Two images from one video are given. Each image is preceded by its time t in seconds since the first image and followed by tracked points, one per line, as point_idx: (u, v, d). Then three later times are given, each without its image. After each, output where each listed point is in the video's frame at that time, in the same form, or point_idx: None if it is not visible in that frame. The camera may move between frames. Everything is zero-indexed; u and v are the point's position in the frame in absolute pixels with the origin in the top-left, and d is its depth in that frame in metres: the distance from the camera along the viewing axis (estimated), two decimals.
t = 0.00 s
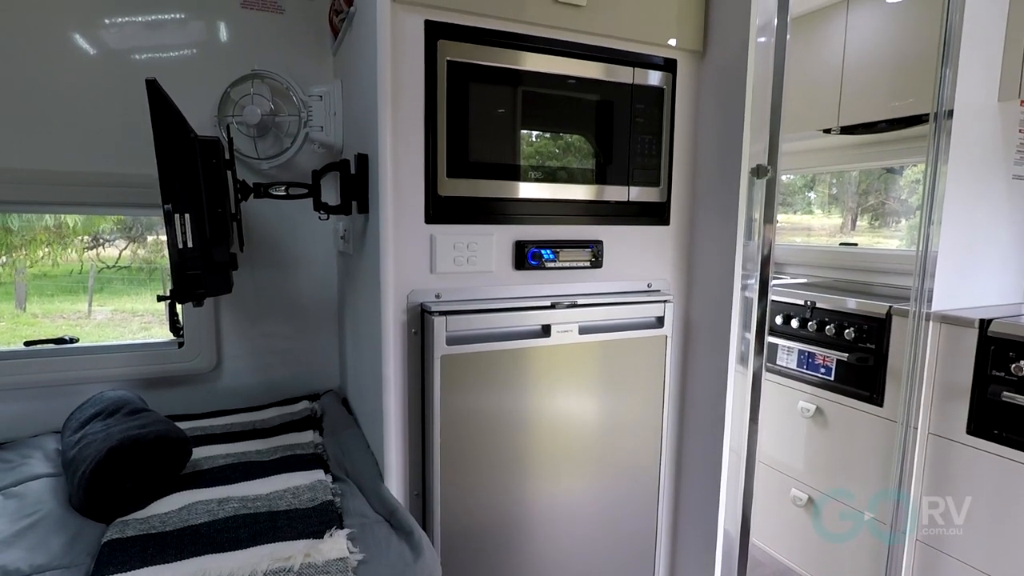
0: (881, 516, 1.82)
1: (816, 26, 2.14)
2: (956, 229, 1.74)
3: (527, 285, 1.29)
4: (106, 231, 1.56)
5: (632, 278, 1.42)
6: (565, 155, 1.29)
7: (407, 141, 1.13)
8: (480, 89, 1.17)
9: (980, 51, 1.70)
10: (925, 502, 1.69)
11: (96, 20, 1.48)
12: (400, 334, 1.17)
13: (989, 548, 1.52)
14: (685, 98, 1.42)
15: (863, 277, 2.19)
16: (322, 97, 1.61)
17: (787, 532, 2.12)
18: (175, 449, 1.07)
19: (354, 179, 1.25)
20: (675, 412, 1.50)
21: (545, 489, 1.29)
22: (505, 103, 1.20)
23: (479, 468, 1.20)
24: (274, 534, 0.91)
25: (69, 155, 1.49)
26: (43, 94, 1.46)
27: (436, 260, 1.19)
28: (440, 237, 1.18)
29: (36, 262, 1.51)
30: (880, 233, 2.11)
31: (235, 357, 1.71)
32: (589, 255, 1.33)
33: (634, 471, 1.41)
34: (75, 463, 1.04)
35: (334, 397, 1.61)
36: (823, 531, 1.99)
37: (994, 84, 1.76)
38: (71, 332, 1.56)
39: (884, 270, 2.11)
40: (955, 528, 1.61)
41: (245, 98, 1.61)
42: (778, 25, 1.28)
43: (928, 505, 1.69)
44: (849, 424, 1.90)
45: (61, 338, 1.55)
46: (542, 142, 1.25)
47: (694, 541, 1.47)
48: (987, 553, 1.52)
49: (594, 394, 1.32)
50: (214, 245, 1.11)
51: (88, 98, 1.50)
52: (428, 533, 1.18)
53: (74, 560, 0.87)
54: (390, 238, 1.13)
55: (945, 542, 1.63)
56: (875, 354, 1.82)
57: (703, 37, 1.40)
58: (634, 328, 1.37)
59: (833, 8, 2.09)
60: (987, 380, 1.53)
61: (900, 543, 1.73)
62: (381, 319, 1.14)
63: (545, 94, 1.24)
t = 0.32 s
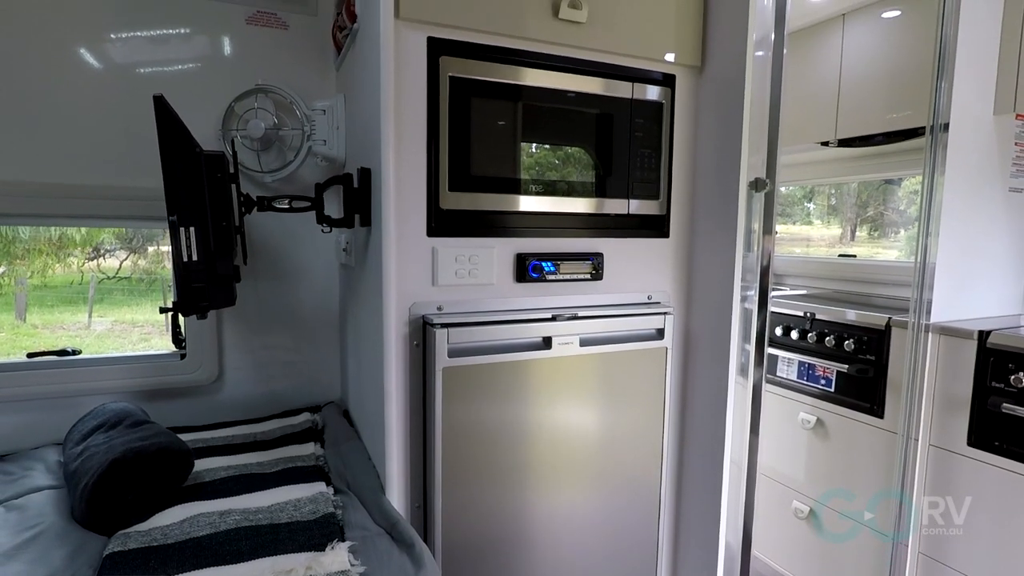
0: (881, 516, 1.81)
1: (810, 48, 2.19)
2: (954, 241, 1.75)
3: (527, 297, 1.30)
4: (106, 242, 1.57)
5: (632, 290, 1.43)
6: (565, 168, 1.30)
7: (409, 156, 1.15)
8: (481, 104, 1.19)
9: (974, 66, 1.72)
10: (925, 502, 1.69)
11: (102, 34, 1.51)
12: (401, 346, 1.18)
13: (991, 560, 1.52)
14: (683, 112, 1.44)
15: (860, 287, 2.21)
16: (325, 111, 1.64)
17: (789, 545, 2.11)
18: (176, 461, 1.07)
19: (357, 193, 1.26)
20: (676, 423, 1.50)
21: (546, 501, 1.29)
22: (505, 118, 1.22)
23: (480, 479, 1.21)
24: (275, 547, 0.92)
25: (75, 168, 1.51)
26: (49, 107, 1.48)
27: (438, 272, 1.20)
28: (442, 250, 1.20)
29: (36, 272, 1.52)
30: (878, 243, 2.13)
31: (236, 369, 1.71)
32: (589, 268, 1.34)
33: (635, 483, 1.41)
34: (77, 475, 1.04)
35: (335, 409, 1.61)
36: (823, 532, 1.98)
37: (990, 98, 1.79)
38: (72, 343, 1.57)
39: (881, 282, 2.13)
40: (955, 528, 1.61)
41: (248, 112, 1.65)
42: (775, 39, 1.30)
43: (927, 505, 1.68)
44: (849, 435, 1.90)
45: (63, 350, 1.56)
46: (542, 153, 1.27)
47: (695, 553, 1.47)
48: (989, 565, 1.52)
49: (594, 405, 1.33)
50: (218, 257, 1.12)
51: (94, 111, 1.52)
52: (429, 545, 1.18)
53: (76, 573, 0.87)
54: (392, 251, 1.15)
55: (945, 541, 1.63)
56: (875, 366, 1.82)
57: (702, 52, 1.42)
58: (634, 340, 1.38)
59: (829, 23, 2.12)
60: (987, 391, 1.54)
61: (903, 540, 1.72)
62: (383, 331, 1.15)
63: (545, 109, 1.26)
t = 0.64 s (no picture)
0: (881, 516, 1.81)
1: (808, 61, 2.21)
2: (952, 256, 1.77)
3: (528, 312, 1.31)
4: (107, 256, 1.58)
5: (631, 305, 1.44)
6: (564, 184, 1.32)
7: (411, 173, 1.17)
8: (482, 122, 1.21)
9: (967, 83, 1.75)
10: (926, 502, 1.69)
11: (108, 52, 1.53)
12: (402, 361, 1.18)
13: None
14: (681, 128, 1.46)
15: (859, 300, 2.20)
16: (328, 128, 1.66)
17: (790, 561, 2.09)
18: (177, 475, 1.08)
19: (359, 210, 1.28)
20: (676, 437, 1.51)
21: (546, 516, 1.28)
22: (505, 135, 1.24)
23: (481, 495, 1.20)
24: (276, 562, 0.92)
25: (80, 184, 1.53)
26: (56, 124, 1.50)
27: (439, 287, 1.21)
28: (442, 265, 1.21)
29: (37, 286, 1.53)
30: (877, 257, 2.15)
31: (238, 383, 1.72)
32: (589, 282, 1.35)
33: (635, 497, 1.41)
34: (78, 490, 1.04)
35: (336, 424, 1.62)
36: (824, 531, 1.97)
37: (983, 115, 1.81)
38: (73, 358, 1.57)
39: (880, 295, 2.13)
40: (956, 528, 1.61)
41: (252, 129, 1.66)
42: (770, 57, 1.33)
43: (928, 505, 1.68)
44: (851, 450, 1.90)
45: (65, 364, 1.56)
46: (542, 167, 1.28)
47: (696, 568, 1.46)
48: None
49: (595, 420, 1.33)
50: (221, 273, 1.14)
51: (99, 127, 1.54)
52: (429, 561, 1.17)
53: None
54: (394, 267, 1.16)
55: (946, 542, 1.62)
56: (874, 380, 1.82)
57: (699, 70, 1.44)
58: (634, 354, 1.38)
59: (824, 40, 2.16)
60: (987, 405, 1.54)
61: (908, 535, 1.69)
62: (384, 346, 1.16)
63: (545, 126, 1.28)
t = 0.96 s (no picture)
0: (882, 516, 1.81)
1: (802, 77, 2.14)
2: (949, 268, 1.78)
3: (528, 325, 1.32)
4: (107, 269, 1.59)
5: (631, 317, 1.45)
6: (564, 197, 1.34)
7: (412, 187, 1.18)
8: (482, 138, 1.23)
9: (962, 98, 1.78)
10: (925, 502, 1.69)
11: (113, 67, 1.56)
12: (402, 374, 1.19)
13: None
14: (678, 143, 1.48)
15: (858, 312, 2.24)
16: (330, 143, 1.68)
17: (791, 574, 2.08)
18: (178, 488, 1.08)
19: (360, 224, 1.29)
20: (675, 450, 1.51)
21: (546, 530, 1.28)
22: (505, 149, 1.25)
23: (480, 508, 1.21)
24: None
25: (84, 198, 1.54)
26: (62, 139, 1.52)
27: (439, 300, 1.22)
28: (443, 279, 1.22)
29: (38, 298, 1.55)
30: (877, 268, 2.13)
31: (238, 396, 1.72)
32: (588, 295, 1.36)
33: (635, 511, 1.41)
34: (78, 503, 1.04)
35: (336, 437, 1.62)
36: (823, 531, 1.97)
37: (977, 129, 1.84)
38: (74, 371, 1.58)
39: (878, 308, 2.17)
40: (956, 528, 1.61)
41: (256, 143, 1.68)
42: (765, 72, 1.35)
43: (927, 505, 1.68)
44: (851, 462, 1.89)
45: (65, 377, 1.57)
46: (541, 180, 1.30)
47: None
48: None
49: (595, 432, 1.33)
50: (223, 286, 1.15)
51: (104, 142, 1.56)
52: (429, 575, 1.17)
53: None
54: (395, 280, 1.17)
55: (947, 542, 1.63)
56: (873, 393, 1.82)
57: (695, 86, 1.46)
58: (634, 366, 1.39)
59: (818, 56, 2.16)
60: (985, 418, 1.54)
61: (910, 535, 1.72)
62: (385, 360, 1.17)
63: (544, 141, 1.30)
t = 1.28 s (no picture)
0: (882, 516, 1.80)
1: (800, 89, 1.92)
2: (947, 281, 1.82)
3: (527, 337, 1.33)
4: (107, 281, 1.61)
5: (630, 330, 1.46)
6: (564, 209, 1.36)
7: (413, 201, 1.20)
8: (482, 153, 1.25)
9: (954, 113, 1.83)
10: (926, 502, 1.72)
11: (118, 83, 1.58)
12: (402, 387, 1.20)
13: None
14: (675, 157, 1.50)
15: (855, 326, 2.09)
16: (331, 157, 1.70)
17: None
18: (178, 499, 1.08)
19: (361, 237, 1.31)
20: (674, 461, 1.51)
21: (546, 542, 1.28)
22: (504, 163, 1.27)
23: (480, 521, 1.21)
24: None
25: (88, 212, 1.56)
26: (67, 153, 1.54)
27: (439, 312, 1.23)
28: (442, 291, 1.23)
29: (38, 310, 1.56)
30: (874, 281, 1.96)
31: (237, 408, 1.73)
32: (587, 308, 1.38)
33: (634, 523, 1.41)
34: (78, 515, 1.05)
35: (335, 449, 1.62)
36: (824, 534, 1.90)
37: (971, 144, 1.87)
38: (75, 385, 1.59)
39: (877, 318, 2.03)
40: (956, 528, 1.64)
41: (258, 157, 1.70)
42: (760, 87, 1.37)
43: (926, 505, 1.72)
44: (852, 474, 1.85)
45: (66, 390, 1.57)
46: (541, 193, 1.32)
47: None
48: None
49: (594, 443, 1.34)
50: (225, 299, 1.16)
51: (109, 156, 1.58)
52: None
53: None
54: (396, 293, 1.18)
55: (947, 541, 1.66)
56: (872, 404, 1.80)
57: (691, 100, 1.49)
58: (632, 378, 1.40)
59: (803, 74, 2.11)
60: (984, 430, 1.57)
61: (911, 535, 1.74)
62: (385, 372, 1.18)
63: (543, 156, 1.32)
